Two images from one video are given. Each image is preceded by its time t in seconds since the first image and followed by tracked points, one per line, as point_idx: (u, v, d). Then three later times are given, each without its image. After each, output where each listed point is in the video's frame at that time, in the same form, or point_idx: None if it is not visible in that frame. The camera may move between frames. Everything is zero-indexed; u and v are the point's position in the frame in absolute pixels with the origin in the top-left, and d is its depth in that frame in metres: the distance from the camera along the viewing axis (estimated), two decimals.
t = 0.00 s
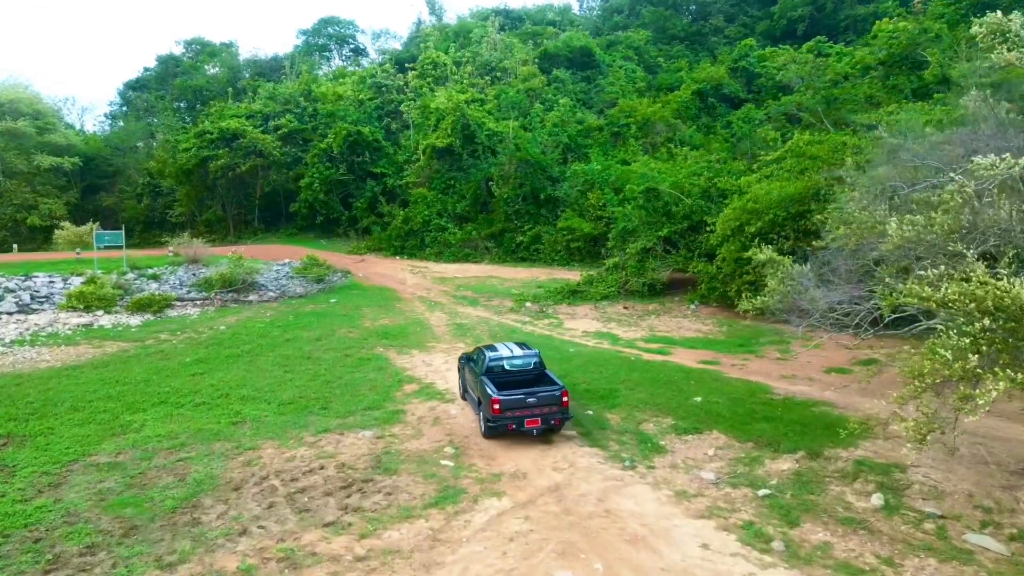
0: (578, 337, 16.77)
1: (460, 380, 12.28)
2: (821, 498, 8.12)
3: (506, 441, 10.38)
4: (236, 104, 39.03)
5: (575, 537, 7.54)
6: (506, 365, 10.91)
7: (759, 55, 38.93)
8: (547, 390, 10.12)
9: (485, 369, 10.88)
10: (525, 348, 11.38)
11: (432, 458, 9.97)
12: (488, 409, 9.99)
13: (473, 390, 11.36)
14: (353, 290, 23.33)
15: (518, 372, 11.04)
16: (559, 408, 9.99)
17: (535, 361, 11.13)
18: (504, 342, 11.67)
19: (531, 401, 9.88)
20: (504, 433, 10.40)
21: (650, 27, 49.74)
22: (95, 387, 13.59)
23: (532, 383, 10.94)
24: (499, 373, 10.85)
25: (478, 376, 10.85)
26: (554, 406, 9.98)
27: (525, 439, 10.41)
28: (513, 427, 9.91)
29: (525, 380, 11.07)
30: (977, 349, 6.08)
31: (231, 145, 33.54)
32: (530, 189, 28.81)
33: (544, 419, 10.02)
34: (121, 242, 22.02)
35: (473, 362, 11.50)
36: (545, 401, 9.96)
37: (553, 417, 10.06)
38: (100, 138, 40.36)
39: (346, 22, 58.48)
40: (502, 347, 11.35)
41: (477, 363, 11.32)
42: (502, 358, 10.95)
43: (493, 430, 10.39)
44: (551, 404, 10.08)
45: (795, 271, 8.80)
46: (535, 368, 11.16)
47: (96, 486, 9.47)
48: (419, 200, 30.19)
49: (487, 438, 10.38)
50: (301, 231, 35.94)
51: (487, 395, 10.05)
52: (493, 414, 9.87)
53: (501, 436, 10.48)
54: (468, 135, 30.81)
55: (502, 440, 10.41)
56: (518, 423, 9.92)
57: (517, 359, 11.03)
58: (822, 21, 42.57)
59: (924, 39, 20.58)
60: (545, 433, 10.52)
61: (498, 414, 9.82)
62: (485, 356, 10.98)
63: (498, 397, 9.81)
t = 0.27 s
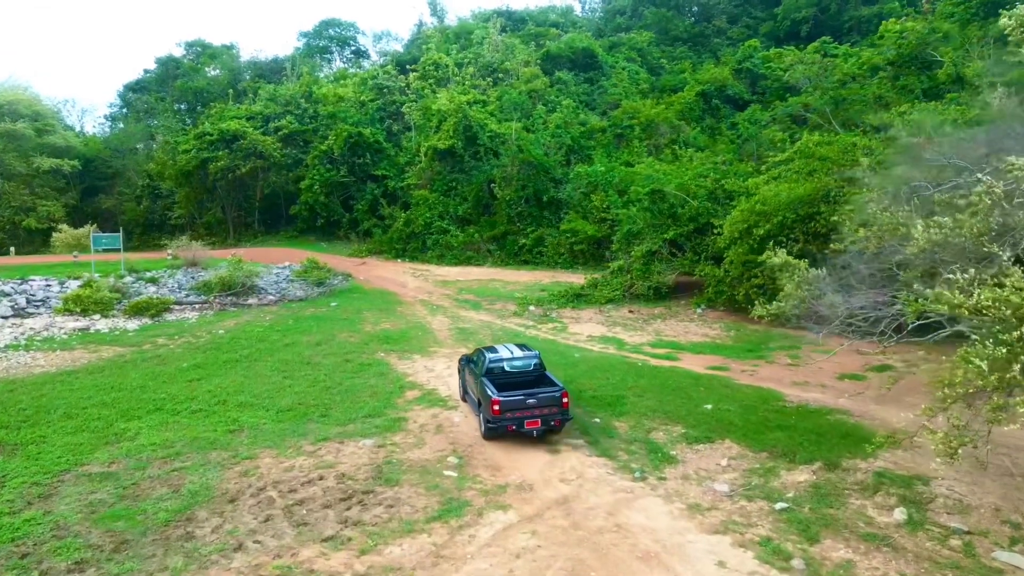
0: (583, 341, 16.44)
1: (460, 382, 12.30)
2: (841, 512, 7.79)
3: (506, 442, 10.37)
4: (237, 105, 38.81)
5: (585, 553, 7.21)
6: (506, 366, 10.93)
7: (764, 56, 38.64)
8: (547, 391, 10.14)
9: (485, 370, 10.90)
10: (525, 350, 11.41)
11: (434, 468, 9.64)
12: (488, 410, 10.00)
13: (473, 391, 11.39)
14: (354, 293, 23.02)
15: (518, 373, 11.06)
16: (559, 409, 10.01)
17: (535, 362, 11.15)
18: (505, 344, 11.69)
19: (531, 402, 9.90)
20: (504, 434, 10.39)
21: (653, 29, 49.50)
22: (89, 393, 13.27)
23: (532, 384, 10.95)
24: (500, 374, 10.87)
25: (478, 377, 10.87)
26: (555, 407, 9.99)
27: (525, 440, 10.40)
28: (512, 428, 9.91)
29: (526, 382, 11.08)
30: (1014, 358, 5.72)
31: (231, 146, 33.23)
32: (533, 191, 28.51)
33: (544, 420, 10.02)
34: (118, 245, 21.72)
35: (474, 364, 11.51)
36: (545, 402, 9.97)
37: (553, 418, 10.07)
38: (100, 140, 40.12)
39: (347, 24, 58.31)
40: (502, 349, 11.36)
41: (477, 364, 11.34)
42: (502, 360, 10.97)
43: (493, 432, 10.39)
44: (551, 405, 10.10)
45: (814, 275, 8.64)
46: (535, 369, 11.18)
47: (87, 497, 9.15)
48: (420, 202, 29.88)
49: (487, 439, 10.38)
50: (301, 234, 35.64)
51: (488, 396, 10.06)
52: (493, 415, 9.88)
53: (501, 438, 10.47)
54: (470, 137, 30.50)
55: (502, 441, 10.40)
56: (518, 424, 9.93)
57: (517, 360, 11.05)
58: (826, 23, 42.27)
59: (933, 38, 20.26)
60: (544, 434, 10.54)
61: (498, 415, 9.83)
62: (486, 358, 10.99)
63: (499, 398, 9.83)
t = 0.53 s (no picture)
0: (588, 345, 16.13)
1: (460, 382, 12.35)
2: (862, 526, 7.47)
3: (505, 442, 10.36)
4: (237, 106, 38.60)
5: (595, 570, 6.90)
6: (506, 367, 10.97)
7: (768, 57, 38.35)
8: (547, 392, 10.16)
9: (486, 370, 10.92)
10: (526, 351, 11.46)
11: (437, 478, 9.32)
12: (488, 409, 10.00)
13: (473, 391, 11.41)
14: (355, 296, 22.71)
15: (519, 373, 11.09)
16: (559, 409, 10.01)
17: (535, 363, 11.19)
18: (506, 345, 11.73)
19: (531, 402, 9.90)
20: (504, 433, 10.38)
21: (655, 29, 49.23)
22: (84, 399, 12.96)
23: (532, 385, 10.98)
24: (501, 374, 10.88)
25: (479, 377, 10.91)
26: (555, 407, 10.00)
27: (524, 441, 10.38)
28: (512, 428, 9.91)
29: (526, 382, 11.10)
30: None
31: (231, 147, 32.95)
32: (536, 193, 28.21)
33: (544, 420, 10.01)
34: (116, 247, 21.43)
35: (474, 364, 11.55)
36: (545, 402, 9.99)
37: (552, 418, 10.07)
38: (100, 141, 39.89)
39: (349, 25, 58.07)
40: (502, 349, 11.39)
41: (477, 365, 11.36)
42: (503, 360, 11.00)
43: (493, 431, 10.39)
44: (551, 406, 10.10)
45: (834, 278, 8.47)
46: (535, 370, 11.21)
47: (78, 508, 8.84)
48: (422, 204, 29.58)
49: (487, 439, 10.36)
50: (302, 236, 35.37)
51: (488, 396, 10.06)
52: (493, 414, 9.86)
53: (501, 438, 10.46)
54: (472, 137, 30.21)
55: (502, 441, 10.40)
56: (517, 424, 9.92)
57: (517, 361, 11.08)
58: (831, 23, 41.94)
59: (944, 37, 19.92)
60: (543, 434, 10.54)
61: (497, 415, 9.83)
62: (486, 358, 11.03)
63: (499, 397, 9.82)
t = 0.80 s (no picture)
0: (594, 350, 15.75)
1: (461, 383, 12.39)
2: (888, 544, 7.09)
3: (505, 442, 10.37)
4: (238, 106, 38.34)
5: None
6: (506, 367, 11.02)
7: (773, 57, 38.01)
8: (545, 391, 10.16)
9: (485, 370, 10.97)
10: (526, 352, 11.51)
11: (440, 489, 8.96)
12: (487, 409, 10.02)
13: (473, 391, 11.45)
14: (356, 299, 22.36)
15: (518, 374, 11.12)
16: (558, 409, 10.01)
17: (535, 363, 11.23)
18: (506, 346, 11.79)
19: (530, 402, 9.91)
20: (504, 434, 10.39)
21: (659, 30, 48.91)
22: (77, 406, 12.62)
23: (531, 385, 11.00)
24: (500, 374, 10.94)
25: (478, 378, 10.95)
26: (554, 406, 10.00)
27: (524, 441, 10.38)
28: (511, 428, 9.91)
29: (526, 382, 11.14)
30: None
31: (231, 148, 32.64)
32: (539, 194, 27.85)
33: (543, 419, 10.01)
34: (114, 249, 21.11)
35: (474, 365, 11.60)
36: (544, 402, 9.99)
37: (551, 418, 10.06)
38: (100, 142, 39.64)
39: (350, 26, 57.81)
40: (502, 350, 11.44)
41: (477, 366, 11.41)
42: (502, 361, 11.05)
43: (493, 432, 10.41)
44: (550, 405, 10.11)
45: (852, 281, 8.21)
46: (535, 370, 11.25)
47: (67, 522, 8.49)
48: (424, 205, 29.24)
49: (487, 439, 10.37)
50: (303, 237, 35.05)
51: (487, 396, 10.10)
52: (492, 414, 9.89)
53: (500, 438, 10.46)
54: (475, 138, 29.89)
55: (502, 441, 10.41)
56: (516, 424, 9.92)
57: (517, 361, 11.12)
58: (836, 23, 41.59)
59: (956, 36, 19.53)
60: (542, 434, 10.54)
61: (496, 415, 9.85)
62: (486, 358, 11.09)
63: (498, 397, 9.87)
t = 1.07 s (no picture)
0: (600, 353, 15.40)
1: (460, 383, 12.42)
2: (912, 561, 6.76)
3: (505, 443, 10.34)
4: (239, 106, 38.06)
5: None
6: (505, 367, 11.07)
7: (778, 56, 37.68)
8: (545, 391, 10.14)
9: (484, 371, 11.00)
10: (524, 352, 11.54)
11: (443, 500, 8.65)
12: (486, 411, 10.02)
13: (473, 392, 11.46)
14: (357, 300, 22.06)
15: (518, 374, 11.14)
16: (558, 409, 9.99)
17: (534, 363, 11.25)
18: (504, 346, 11.82)
19: (529, 402, 9.89)
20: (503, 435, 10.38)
21: (662, 29, 48.56)
22: (71, 411, 12.32)
23: (530, 385, 11.01)
24: (499, 375, 10.96)
25: (478, 378, 10.97)
26: (553, 406, 9.98)
27: (524, 442, 10.35)
28: (510, 429, 9.88)
29: (525, 383, 11.16)
30: None
31: (232, 148, 32.33)
32: (542, 194, 27.56)
33: (543, 420, 9.99)
34: (112, 250, 20.83)
35: (474, 366, 11.61)
36: (543, 402, 9.98)
37: (551, 418, 10.04)
38: (99, 142, 39.39)
39: (352, 26, 57.57)
40: (501, 350, 11.46)
41: (477, 367, 11.43)
42: (501, 361, 11.09)
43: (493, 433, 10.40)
44: (550, 405, 10.09)
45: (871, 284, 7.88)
46: (534, 370, 11.27)
47: (56, 534, 8.18)
48: (426, 205, 28.93)
49: (487, 440, 10.35)
50: (304, 238, 34.78)
51: (486, 397, 10.10)
52: (491, 415, 9.88)
53: (500, 439, 10.44)
54: (478, 138, 29.59)
55: (501, 442, 10.38)
56: (516, 424, 9.90)
57: (515, 362, 11.15)
58: (841, 22, 41.24)
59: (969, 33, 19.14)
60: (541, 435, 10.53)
61: (496, 416, 9.84)
62: (485, 359, 11.12)
63: (496, 398, 9.86)
